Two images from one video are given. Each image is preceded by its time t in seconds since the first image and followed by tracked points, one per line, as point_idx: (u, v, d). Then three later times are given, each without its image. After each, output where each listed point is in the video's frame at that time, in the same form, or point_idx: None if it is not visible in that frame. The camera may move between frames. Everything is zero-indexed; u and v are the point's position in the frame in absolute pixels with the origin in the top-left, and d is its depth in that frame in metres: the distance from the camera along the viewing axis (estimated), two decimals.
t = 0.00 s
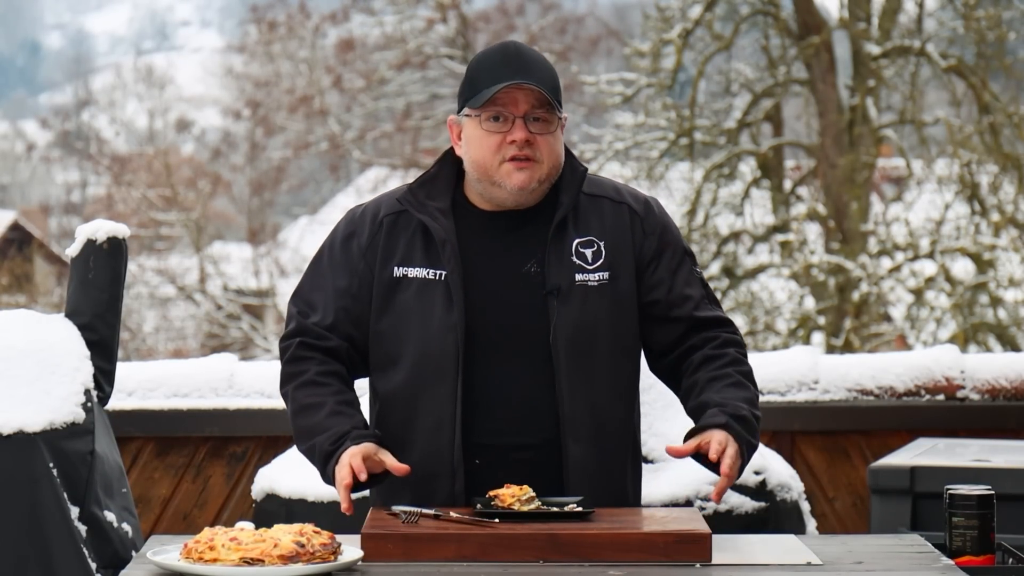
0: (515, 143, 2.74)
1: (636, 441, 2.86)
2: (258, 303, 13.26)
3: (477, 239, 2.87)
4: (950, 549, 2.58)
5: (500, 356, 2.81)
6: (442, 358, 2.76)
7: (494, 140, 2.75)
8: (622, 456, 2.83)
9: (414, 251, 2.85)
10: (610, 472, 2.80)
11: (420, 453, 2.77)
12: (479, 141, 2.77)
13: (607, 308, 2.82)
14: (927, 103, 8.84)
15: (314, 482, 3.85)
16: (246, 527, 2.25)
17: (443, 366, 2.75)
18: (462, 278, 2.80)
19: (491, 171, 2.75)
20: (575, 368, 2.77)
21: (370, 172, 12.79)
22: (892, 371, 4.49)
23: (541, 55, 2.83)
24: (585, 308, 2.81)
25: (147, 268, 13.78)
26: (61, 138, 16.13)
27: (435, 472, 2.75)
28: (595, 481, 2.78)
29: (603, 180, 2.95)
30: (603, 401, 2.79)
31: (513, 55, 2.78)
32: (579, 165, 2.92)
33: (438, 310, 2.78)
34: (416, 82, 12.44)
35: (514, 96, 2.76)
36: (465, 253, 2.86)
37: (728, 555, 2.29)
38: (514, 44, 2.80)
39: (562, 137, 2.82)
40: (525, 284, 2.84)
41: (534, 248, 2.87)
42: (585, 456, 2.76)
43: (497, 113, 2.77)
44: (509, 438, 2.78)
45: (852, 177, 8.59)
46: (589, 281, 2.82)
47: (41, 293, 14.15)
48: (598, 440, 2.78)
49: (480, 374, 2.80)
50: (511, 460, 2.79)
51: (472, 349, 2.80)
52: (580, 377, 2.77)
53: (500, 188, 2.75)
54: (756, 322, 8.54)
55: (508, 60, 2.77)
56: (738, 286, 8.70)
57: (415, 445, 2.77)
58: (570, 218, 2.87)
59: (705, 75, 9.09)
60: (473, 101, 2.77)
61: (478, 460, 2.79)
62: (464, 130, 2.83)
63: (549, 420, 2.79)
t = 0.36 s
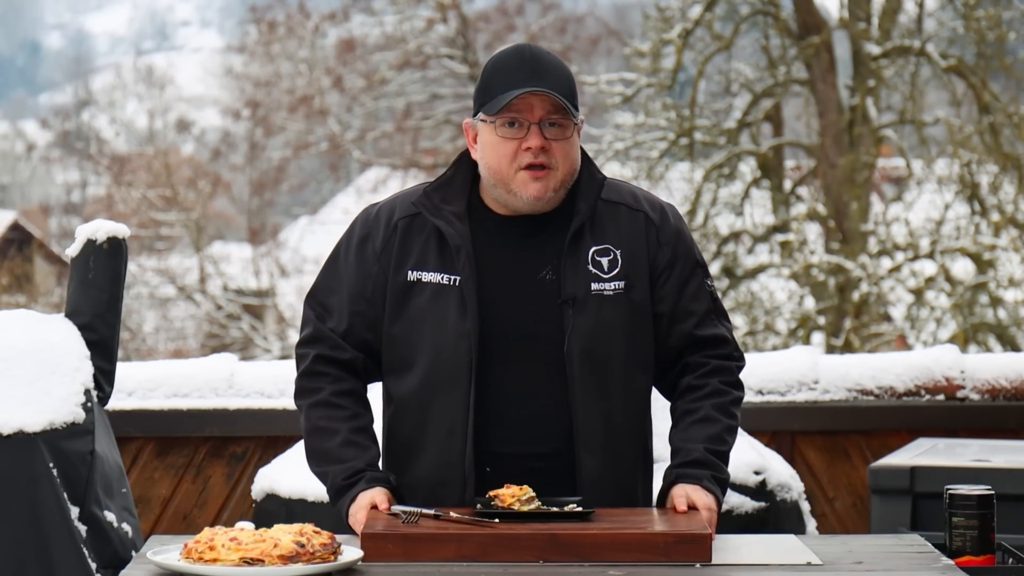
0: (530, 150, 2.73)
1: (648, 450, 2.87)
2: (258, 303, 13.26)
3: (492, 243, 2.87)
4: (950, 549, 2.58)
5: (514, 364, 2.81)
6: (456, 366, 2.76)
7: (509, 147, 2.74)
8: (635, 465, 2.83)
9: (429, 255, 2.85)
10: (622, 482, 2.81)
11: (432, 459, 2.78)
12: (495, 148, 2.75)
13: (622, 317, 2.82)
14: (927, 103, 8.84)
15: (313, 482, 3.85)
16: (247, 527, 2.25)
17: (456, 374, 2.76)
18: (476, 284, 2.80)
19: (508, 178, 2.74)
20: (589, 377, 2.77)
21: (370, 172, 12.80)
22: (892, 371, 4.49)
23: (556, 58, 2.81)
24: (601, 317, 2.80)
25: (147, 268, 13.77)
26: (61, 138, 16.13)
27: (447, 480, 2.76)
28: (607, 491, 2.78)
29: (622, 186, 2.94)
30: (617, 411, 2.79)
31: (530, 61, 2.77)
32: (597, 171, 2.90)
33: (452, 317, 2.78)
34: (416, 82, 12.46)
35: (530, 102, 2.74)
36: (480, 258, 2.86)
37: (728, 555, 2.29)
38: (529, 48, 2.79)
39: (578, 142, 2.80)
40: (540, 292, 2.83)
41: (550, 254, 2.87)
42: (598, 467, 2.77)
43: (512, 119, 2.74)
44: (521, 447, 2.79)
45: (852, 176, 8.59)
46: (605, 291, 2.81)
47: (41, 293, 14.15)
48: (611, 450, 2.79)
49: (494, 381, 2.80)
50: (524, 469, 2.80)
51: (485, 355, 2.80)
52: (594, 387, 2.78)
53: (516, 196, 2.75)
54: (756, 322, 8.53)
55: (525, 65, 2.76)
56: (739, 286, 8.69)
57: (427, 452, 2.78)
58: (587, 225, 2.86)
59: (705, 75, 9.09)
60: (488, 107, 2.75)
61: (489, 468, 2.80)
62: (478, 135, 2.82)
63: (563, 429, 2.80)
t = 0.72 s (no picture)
0: (532, 146, 2.72)
1: (654, 446, 2.86)
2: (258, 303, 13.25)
3: (494, 241, 2.87)
4: (950, 549, 2.58)
5: (518, 361, 2.81)
6: (459, 364, 2.76)
7: (510, 144, 2.73)
8: (641, 462, 2.83)
9: (430, 254, 2.85)
10: (628, 479, 2.81)
11: (438, 458, 2.78)
12: (496, 145, 2.74)
13: (625, 314, 2.82)
14: (927, 103, 8.85)
15: (313, 483, 3.85)
16: (246, 527, 2.25)
17: (459, 373, 2.76)
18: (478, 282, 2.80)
19: (509, 174, 2.73)
20: (593, 374, 2.77)
21: (370, 172, 12.80)
22: (891, 371, 4.49)
23: (555, 55, 2.82)
24: (604, 313, 2.80)
25: (147, 268, 13.76)
26: (61, 138, 16.13)
27: (453, 479, 2.76)
28: (615, 488, 2.79)
29: (623, 180, 2.93)
30: (621, 408, 2.79)
31: (528, 57, 2.78)
32: (598, 167, 2.90)
33: (455, 315, 2.78)
34: (416, 82, 12.46)
35: (530, 97, 2.73)
36: (482, 256, 2.86)
37: (728, 555, 2.29)
38: (528, 45, 2.80)
39: (578, 137, 2.80)
40: (542, 288, 2.83)
41: (552, 251, 2.86)
42: (603, 464, 2.78)
43: (513, 116, 2.74)
44: (527, 445, 2.79)
45: (852, 176, 8.58)
46: (608, 286, 2.81)
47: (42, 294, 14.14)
48: (617, 447, 2.79)
49: (498, 379, 2.80)
50: (531, 467, 2.80)
51: (489, 353, 2.80)
52: (598, 384, 2.77)
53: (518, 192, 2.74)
54: (756, 322, 8.52)
55: (522, 60, 2.77)
56: (739, 286, 8.69)
57: (433, 451, 2.79)
58: (589, 221, 2.85)
59: (705, 75, 9.09)
60: (489, 104, 2.75)
61: (495, 467, 2.80)
62: (478, 133, 2.81)
63: (567, 426, 2.80)
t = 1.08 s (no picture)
0: (542, 155, 2.71)
1: (658, 449, 2.86)
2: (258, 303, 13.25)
3: (494, 247, 2.87)
4: (950, 549, 2.58)
5: (519, 367, 2.81)
6: (459, 371, 2.76)
7: (520, 153, 2.72)
8: (645, 466, 2.83)
9: (429, 260, 2.85)
10: (632, 483, 2.81)
11: (440, 465, 2.78)
12: (506, 153, 2.73)
13: (626, 318, 2.81)
14: (927, 103, 8.85)
15: (313, 483, 3.85)
16: (247, 527, 2.25)
17: (459, 380, 2.76)
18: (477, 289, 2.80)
19: (520, 184, 2.72)
20: (594, 380, 2.77)
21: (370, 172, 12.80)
22: (891, 371, 4.49)
23: (557, 61, 2.82)
24: (605, 318, 2.80)
25: (147, 268, 13.75)
26: (61, 137, 16.12)
27: (455, 485, 2.77)
28: (618, 492, 2.79)
29: (624, 181, 2.93)
30: (624, 413, 2.79)
31: (533, 65, 2.78)
32: (598, 169, 2.90)
33: (454, 322, 2.78)
34: (416, 82, 12.47)
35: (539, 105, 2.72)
36: (482, 261, 2.86)
37: (728, 555, 2.29)
38: (532, 52, 2.80)
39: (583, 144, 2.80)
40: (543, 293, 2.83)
41: (552, 255, 2.86)
42: (606, 470, 2.77)
43: (521, 124, 2.73)
44: (529, 451, 2.79)
45: (852, 176, 8.58)
46: (608, 291, 2.81)
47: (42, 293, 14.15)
48: (619, 450, 2.79)
49: (499, 385, 2.81)
50: (534, 473, 2.80)
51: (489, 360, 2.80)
52: (599, 390, 2.77)
53: (529, 202, 2.73)
54: (756, 322, 8.52)
55: (528, 67, 2.77)
56: (739, 286, 8.69)
57: (435, 458, 2.79)
58: (589, 225, 2.85)
59: (705, 75, 9.09)
60: (498, 112, 2.74)
61: (498, 475, 2.80)
62: (483, 141, 2.80)
63: (569, 432, 2.80)
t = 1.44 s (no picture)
0: (542, 158, 2.71)
1: (657, 450, 2.86)
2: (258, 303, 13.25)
3: (493, 249, 2.87)
4: (950, 549, 2.58)
5: (517, 369, 2.81)
6: (457, 374, 2.76)
7: (519, 155, 2.72)
8: (645, 467, 2.83)
9: (429, 263, 2.85)
10: (632, 484, 2.81)
11: (439, 467, 2.78)
12: (506, 156, 2.73)
13: (626, 320, 2.81)
14: (927, 103, 8.85)
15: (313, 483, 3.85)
16: (247, 527, 2.25)
17: (458, 383, 2.76)
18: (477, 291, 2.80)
19: (519, 186, 2.73)
20: (593, 383, 2.77)
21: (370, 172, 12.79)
22: (891, 371, 4.49)
23: (557, 64, 2.81)
24: (605, 321, 2.80)
25: (147, 268, 13.73)
26: (62, 138, 16.11)
27: (454, 487, 2.77)
28: (618, 494, 2.79)
29: (624, 183, 2.92)
30: (624, 415, 2.79)
31: (534, 67, 2.78)
32: (598, 173, 2.89)
33: (453, 324, 2.78)
34: (416, 82, 12.47)
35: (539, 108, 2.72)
36: (481, 264, 2.86)
37: (728, 555, 2.29)
38: (533, 54, 2.80)
39: (584, 146, 2.80)
40: (542, 296, 2.83)
41: (552, 257, 2.86)
42: (606, 472, 2.77)
43: (521, 127, 2.73)
44: (529, 453, 2.79)
45: (852, 176, 8.57)
46: (608, 293, 2.81)
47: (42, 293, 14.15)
48: (619, 452, 2.79)
49: (498, 387, 2.81)
50: (534, 475, 2.80)
51: (488, 362, 2.80)
52: (599, 392, 2.77)
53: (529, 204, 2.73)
54: (756, 322, 8.52)
55: (529, 70, 2.77)
56: (739, 286, 8.69)
57: (434, 459, 2.79)
58: (589, 227, 2.85)
59: (705, 75, 9.09)
60: (498, 115, 2.74)
61: (497, 477, 2.81)
62: (483, 144, 2.80)
63: (569, 434, 2.80)
